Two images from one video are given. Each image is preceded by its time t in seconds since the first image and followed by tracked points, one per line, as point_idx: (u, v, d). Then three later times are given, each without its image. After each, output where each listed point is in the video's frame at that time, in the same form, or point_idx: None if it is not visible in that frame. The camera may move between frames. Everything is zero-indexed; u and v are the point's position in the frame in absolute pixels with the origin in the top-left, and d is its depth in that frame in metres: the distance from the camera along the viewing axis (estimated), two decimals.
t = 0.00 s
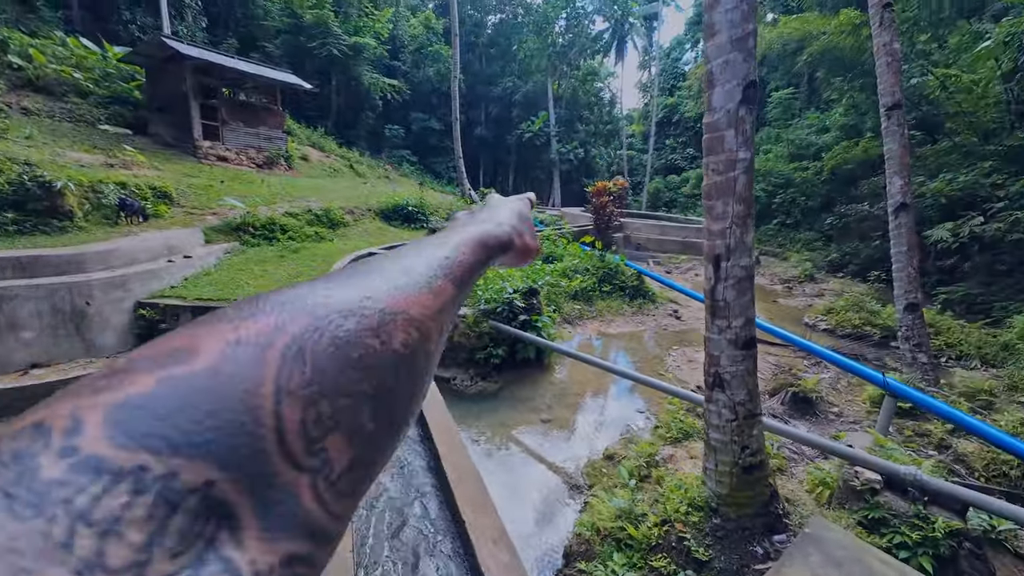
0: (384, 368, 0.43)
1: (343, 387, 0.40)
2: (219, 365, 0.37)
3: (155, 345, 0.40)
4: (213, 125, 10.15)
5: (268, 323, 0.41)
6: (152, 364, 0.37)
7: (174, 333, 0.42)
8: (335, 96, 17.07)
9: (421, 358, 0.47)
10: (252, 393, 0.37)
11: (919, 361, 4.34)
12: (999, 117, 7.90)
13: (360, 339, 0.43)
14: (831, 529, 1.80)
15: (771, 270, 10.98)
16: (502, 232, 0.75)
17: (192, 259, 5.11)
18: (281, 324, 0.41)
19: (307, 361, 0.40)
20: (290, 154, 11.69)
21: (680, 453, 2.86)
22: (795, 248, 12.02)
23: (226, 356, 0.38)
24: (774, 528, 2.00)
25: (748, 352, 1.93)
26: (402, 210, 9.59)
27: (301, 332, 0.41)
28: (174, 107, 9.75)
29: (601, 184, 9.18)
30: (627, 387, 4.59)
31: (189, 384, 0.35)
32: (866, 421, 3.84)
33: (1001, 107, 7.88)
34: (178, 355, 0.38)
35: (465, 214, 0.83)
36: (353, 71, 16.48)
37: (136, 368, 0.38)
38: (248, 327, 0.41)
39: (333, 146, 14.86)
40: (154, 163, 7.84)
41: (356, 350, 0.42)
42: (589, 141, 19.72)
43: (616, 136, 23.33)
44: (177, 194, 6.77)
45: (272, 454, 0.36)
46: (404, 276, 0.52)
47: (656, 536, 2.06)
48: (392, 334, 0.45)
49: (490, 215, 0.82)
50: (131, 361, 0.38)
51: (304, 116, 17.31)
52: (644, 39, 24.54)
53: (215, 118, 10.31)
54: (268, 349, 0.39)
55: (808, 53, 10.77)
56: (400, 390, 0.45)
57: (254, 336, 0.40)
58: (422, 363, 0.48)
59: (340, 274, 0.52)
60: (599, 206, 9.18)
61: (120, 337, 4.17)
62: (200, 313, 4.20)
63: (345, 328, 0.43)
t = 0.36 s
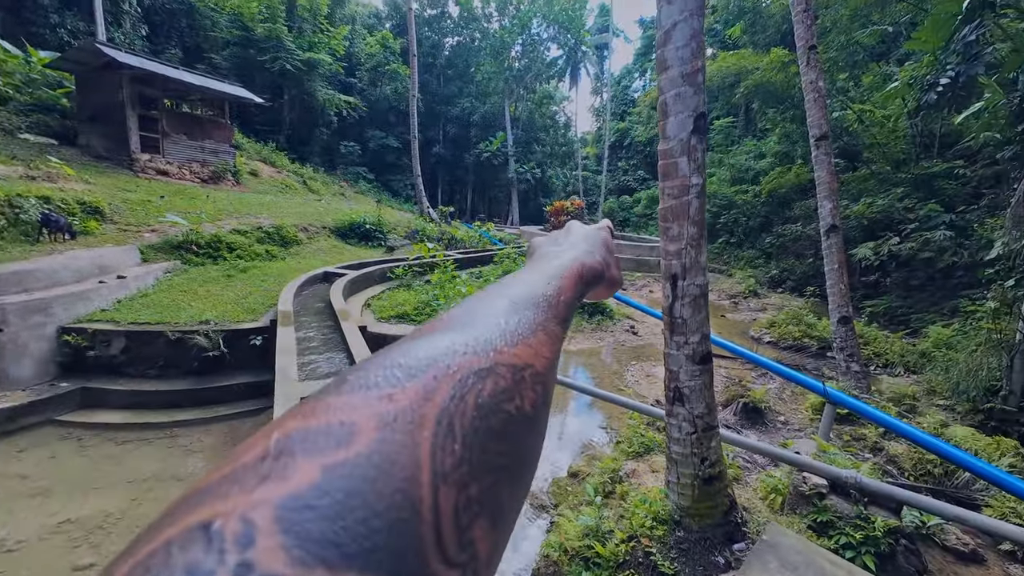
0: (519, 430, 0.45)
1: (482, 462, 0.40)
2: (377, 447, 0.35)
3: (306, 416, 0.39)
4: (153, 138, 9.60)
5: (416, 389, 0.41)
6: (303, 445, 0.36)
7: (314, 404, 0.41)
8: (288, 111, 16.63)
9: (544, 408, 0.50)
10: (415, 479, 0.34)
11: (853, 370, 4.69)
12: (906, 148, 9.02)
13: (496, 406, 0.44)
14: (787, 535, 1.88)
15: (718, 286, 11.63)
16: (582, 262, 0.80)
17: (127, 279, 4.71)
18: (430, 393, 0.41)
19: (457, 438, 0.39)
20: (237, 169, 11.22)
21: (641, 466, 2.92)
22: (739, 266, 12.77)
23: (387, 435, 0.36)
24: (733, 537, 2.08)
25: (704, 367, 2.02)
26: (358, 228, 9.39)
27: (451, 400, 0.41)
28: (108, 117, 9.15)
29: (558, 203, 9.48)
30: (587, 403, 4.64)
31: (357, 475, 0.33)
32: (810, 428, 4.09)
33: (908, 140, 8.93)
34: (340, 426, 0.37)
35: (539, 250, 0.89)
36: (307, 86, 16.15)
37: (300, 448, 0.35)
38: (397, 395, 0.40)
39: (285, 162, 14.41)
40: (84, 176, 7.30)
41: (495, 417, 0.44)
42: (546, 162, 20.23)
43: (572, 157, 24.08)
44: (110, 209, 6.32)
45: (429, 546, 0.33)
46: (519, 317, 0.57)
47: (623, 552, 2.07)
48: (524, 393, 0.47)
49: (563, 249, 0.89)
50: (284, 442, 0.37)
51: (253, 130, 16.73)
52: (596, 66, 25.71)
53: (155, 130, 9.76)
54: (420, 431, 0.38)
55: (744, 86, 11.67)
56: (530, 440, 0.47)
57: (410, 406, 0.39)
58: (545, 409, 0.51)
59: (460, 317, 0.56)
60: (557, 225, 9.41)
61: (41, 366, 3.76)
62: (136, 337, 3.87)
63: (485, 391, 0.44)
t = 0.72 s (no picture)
0: (439, 464, 0.44)
1: (390, 505, 0.39)
2: (233, 498, 0.34)
3: (147, 459, 0.38)
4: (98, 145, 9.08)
5: (300, 426, 0.41)
6: (127, 504, 0.34)
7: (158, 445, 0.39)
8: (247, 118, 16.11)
9: (475, 433, 0.50)
10: (282, 537, 0.34)
11: (807, 371, 4.92)
12: (849, 161, 9.97)
13: (406, 440, 0.43)
14: (749, 534, 1.93)
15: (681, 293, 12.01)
16: (538, 277, 0.80)
17: (66, 296, 4.41)
18: (320, 430, 0.40)
19: (346, 484, 0.38)
20: (192, 178, 10.74)
21: (610, 473, 2.94)
22: (702, 273, 13.19)
23: (246, 486, 0.35)
24: (699, 539, 2.11)
25: (667, 372, 2.06)
26: (323, 238, 9.16)
27: (345, 438, 0.41)
28: (48, 123, 8.60)
29: (525, 213, 9.61)
30: (558, 411, 4.65)
31: (198, 538, 0.31)
32: (769, 428, 4.24)
33: (850, 153, 9.89)
34: (190, 475, 0.36)
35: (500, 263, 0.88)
36: (267, 93, 15.72)
37: (122, 506, 0.33)
38: (272, 432, 0.40)
39: (244, 170, 13.93)
40: (19, 185, 6.81)
41: (403, 454, 0.42)
42: (513, 172, 20.42)
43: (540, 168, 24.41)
44: (48, 220, 5.91)
45: None
46: (454, 339, 0.56)
47: (591, 560, 2.10)
48: (448, 424, 0.47)
49: (522, 262, 0.88)
50: (105, 497, 0.34)
51: (210, 138, 16.10)
52: (561, 79, 26.26)
53: (101, 137, 9.23)
54: (298, 477, 0.37)
55: (701, 100, 12.20)
56: (453, 474, 0.46)
57: (283, 450, 0.39)
58: (474, 436, 0.50)
59: (394, 339, 0.56)
60: (525, 234, 9.50)
61: None
62: (75, 358, 3.60)
63: (394, 423, 0.44)
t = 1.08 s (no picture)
0: (376, 486, 0.42)
1: (331, 525, 0.39)
2: (164, 508, 0.33)
3: (80, 468, 0.36)
4: (56, 149, 8.69)
5: (239, 439, 0.39)
6: (56, 507, 0.32)
7: (95, 452, 0.38)
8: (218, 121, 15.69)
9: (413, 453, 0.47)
10: (212, 548, 0.33)
11: (780, 367, 5.02)
12: (818, 162, 10.36)
13: (349, 457, 0.41)
14: (723, 531, 1.94)
15: (659, 293, 12.17)
16: (503, 299, 0.75)
17: (18, 308, 4.19)
18: (259, 444, 0.39)
19: (283, 500, 0.37)
20: (158, 183, 10.38)
21: (588, 474, 2.92)
22: (679, 272, 13.44)
23: (183, 492, 0.34)
24: (675, 537, 2.10)
25: (639, 372, 2.05)
26: (296, 243, 8.96)
27: (282, 451, 0.39)
28: None
29: (504, 216, 9.61)
30: (540, 414, 4.62)
31: (123, 542, 0.30)
32: (745, 424, 4.29)
33: (818, 154, 10.37)
34: (124, 483, 0.34)
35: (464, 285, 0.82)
36: (239, 95, 15.35)
37: (49, 511, 0.32)
38: (212, 442, 0.39)
39: (214, 175, 13.53)
40: None
41: (341, 472, 0.40)
42: (492, 175, 20.41)
43: (519, 171, 24.49)
44: None
45: None
46: (404, 359, 0.53)
47: (568, 563, 2.08)
48: (391, 444, 0.45)
49: (485, 285, 0.81)
50: (39, 500, 0.34)
51: (178, 142, 15.61)
52: (539, 82, 26.37)
53: (58, 140, 8.83)
54: (233, 488, 0.36)
55: (675, 103, 12.41)
56: (398, 495, 0.45)
57: (223, 460, 0.37)
58: (421, 459, 0.49)
59: (345, 356, 0.53)
60: (504, 236, 9.50)
61: None
62: (30, 372, 3.38)
63: (338, 439, 0.41)
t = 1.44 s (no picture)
0: None
1: None
2: None
3: None
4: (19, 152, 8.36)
5: None
6: None
7: None
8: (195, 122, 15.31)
9: None
10: None
11: (761, 362, 4.97)
12: (800, 157, 10.37)
13: None
14: (691, 536, 1.85)
15: (645, 290, 12.15)
16: None
17: None
18: None
19: None
20: (129, 186, 10.06)
21: (560, 477, 2.82)
22: (666, 269, 13.48)
23: None
24: (643, 544, 2.00)
25: (604, 370, 1.95)
26: (273, 246, 8.74)
27: None
28: None
29: (485, 215, 9.48)
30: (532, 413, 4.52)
31: None
32: (726, 420, 4.22)
33: (800, 149, 10.34)
34: None
35: None
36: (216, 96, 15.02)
37: None
38: None
39: (190, 177, 13.20)
40: None
41: None
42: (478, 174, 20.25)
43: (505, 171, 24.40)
44: None
45: None
46: None
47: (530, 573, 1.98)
48: None
49: None
50: None
51: (153, 144, 15.20)
52: (524, 81, 26.22)
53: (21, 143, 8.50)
54: None
55: (659, 99, 12.34)
56: None
57: None
58: None
59: None
60: (486, 235, 9.38)
61: None
62: None
63: None
